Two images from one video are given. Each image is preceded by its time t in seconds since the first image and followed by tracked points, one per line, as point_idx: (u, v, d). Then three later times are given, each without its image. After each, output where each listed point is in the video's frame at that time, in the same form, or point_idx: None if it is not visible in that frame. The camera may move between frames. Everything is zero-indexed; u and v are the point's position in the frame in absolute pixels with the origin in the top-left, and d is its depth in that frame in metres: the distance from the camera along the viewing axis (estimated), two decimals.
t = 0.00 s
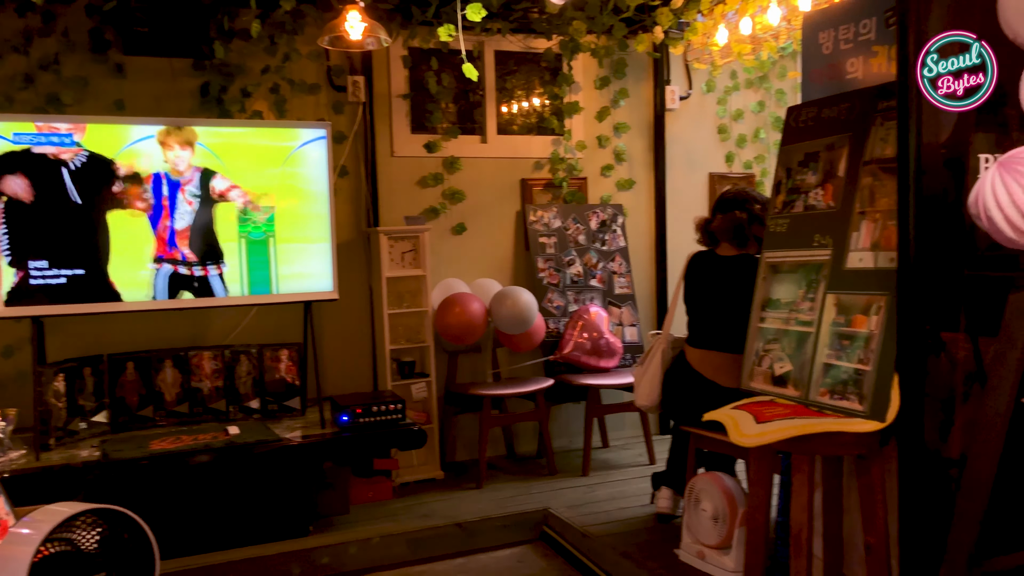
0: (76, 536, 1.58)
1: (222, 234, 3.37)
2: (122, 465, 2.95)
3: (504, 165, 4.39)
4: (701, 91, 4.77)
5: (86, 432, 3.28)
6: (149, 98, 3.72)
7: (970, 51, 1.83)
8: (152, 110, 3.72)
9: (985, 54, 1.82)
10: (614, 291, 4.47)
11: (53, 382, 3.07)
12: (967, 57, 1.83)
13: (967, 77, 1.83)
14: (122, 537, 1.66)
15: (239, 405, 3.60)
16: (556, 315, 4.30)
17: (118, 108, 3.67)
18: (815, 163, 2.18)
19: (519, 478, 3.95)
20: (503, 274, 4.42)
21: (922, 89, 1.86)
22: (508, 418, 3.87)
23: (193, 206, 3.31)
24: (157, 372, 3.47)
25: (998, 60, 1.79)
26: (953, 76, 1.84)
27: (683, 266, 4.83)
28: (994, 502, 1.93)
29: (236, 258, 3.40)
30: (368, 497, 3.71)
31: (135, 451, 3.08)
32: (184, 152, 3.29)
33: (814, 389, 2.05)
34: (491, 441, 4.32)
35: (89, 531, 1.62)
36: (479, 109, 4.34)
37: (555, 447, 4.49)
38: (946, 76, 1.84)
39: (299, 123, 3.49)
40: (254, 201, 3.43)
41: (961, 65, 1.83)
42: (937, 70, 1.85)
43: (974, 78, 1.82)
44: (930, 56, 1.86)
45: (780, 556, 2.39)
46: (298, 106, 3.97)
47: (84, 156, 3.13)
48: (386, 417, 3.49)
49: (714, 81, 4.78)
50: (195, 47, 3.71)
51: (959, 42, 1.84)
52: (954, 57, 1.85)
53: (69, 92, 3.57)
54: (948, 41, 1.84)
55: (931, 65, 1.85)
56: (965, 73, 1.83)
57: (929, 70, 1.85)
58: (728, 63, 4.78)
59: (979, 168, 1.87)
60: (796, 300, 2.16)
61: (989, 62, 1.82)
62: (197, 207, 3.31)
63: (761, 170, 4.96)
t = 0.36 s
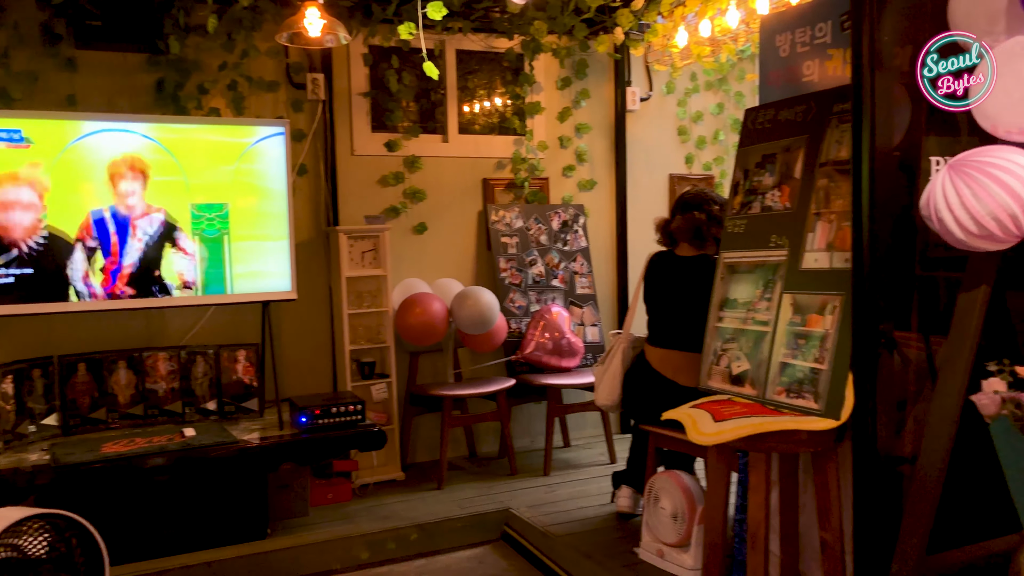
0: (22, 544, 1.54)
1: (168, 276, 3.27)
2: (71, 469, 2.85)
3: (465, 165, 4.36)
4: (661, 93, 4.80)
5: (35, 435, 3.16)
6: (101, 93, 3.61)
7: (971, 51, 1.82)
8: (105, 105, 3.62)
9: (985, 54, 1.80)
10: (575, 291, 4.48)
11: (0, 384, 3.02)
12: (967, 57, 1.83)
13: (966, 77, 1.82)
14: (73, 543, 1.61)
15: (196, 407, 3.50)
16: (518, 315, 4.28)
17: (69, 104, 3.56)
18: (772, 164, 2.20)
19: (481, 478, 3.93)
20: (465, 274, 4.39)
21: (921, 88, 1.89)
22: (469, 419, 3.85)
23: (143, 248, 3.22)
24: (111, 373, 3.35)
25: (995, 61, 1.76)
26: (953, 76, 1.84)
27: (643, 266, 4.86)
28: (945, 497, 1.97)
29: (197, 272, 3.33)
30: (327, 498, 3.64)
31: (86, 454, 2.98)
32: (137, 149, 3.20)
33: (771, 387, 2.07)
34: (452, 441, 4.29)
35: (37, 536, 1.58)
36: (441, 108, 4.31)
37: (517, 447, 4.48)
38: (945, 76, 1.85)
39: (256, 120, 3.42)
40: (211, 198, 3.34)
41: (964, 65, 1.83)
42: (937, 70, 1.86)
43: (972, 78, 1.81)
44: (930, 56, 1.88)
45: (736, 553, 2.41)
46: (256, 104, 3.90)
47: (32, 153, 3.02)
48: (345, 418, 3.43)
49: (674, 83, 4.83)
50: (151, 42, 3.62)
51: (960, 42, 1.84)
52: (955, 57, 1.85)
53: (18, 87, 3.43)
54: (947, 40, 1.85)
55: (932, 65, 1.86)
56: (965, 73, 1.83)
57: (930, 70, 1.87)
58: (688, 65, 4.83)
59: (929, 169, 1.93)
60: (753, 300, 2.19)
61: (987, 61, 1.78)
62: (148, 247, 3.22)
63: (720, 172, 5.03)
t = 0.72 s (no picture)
0: None
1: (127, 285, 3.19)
2: (17, 476, 2.73)
3: (425, 163, 4.32)
4: (620, 92, 4.83)
5: None
6: (49, 89, 3.49)
7: (970, 51, 1.77)
8: (53, 101, 3.50)
9: (986, 54, 1.75)
10: (537, 290, 4.47)
11: None
12: (967, 56, 1.78)
13: (967, 78, 1.79)
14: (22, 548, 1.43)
15: (150, 409, 3.40)
16: (479, 314, 4.26)
17: (15, 99, 3.43)
18: (728, 163, 2.22)
19: (443, 478, 3.90)
20: (426, 273, 4.35)
21: (924, 91, 1.87)
22: (430, 419, 3.81)
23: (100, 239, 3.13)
24: (61, 375, 3.24)
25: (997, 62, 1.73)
26: (953, 76, 1.81)
27: (603, 265, 4.89)
28: (899, 489, 2.01)
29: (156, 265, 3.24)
30: (286, 500, 3.56)
31: (34, 459, 2.86)
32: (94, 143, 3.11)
33: (728, 384, 2.08)
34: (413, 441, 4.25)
35: None
36: (401, 106, 4.26)
37: (478, 447, 4.46)
38: (945, 78, 1.81)
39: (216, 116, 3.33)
40: (169, 193, 3.25)
41: (965, 66, 1.79)
42: (935, 70, 1.83)
43: (973, 79, 1.78)
44: (930, 56, 1.84)
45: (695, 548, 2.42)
46: (212, 100, 3.81)
47: None
48: (304, 419, 3.36)
49: (633, 83, 4.86)
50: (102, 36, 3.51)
51: (960, 42, 1.78)
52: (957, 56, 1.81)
53: None
54: (945, 41, 1.80)
55: (932, 67, 1.84)
56: (964, 73, 1.79)
57: (931, 73, 1.84)
58: (647, 65, 4.87)
59: (883, 168, 1.97)
60: (710, 298, 2.20)
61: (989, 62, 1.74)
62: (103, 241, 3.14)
63: (679, 171, 5.08)
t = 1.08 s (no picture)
0: None
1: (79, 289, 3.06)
2: None
3: (387, 161, 4.27)
4: (582, 92, 4.85)
5: None
6: None
7: (971, 51, 1.68)
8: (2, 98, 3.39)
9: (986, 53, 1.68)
10: (500, 289, 4.46)
11: None
12: (969, 57, 1.68)
13: (965, 80, 1.69)
14: None
15: (105, 412, 3.29)
16: (442, 314, 4.25)
17: None
18: (689, 163, 2.24)
19: (406, 479, 3.86)
20: (389, 273, 4.31)
21: (920, 93, 1.71)
22: (392, 420, 3.77)
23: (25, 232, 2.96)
24: (11, 379, 3.13)
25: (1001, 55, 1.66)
26: (953, 78, 1.69)
27: (566, 264, 4.90)
28: (857, 482, 2.05)
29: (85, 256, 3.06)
30: (247, 504, 3.48)
31: None
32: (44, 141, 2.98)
33: (689, 382, 2.09)
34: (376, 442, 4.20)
35: None
36: (362, 104, 4.21)
37: (442, 447, 4.43)
38: (946, 78, 1.69)
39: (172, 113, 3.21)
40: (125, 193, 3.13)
41: (963, 67, 1.69)
42: (936, 70, 1.69)
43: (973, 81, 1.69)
44: (929, 54, 1.70)
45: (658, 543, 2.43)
46: (169, 98, 3.73)
47: None
48: (265, 422, 3.29)
49: (595, 83, 4.88)
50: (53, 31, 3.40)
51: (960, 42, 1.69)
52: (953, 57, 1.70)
53: None
54: (949, 39, 1.69)
55: (932, 67, 1.70)
56: (965, 75, 1.69)
57: (930, 75, 1.70)
58: (609, 65, 4.90)
59: (838, 168, 1.97)
60: (672, 296, 2.20)
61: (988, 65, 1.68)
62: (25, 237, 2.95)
63: (640, 171, 5.12)
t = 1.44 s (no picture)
0: None
1: (30, 288, 2.98)
2: None
3: (349, 160, 4.22)
4: (546, 92, 4.85)
5: None
6: None
7: (972, 50, 1.63)
8: None
9: (986, 50, 1.61)
10: (464, 290, 4.44)
11: None
12: (967, 57, 1.64)
13: (964, 81, 1.66)
14: None
15: (59, 416, 3.19)
16: (405, 314, 4.20)
17: None
18: (651, 163, 2.24)
19: (369, 481, 3.81)
20: (351, 273, 4.25)
21: (920, 92, 1.73)
22: (354, 421, 3.72)
23: None
24: None
25: (999, 53, 1.59)
26: (950, 79, 1.68)
27: (530, 264, 4.90)
28: (817, 479, 2.07)
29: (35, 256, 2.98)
30: (206, 507, 3.39)
31: None
32: (41, 140, 2.98)
33: (651, 381, 2.09)
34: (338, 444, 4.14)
35: None
36: (323, 103, 4.15)
37: (405, 448, 4.39)
38: (941, 81, 1.69)
39: (128, 112, 3.14)
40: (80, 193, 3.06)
41: (964, 67, 1.65)
42: (932, 74, 1.70)
43: (970, 80, 1.65)
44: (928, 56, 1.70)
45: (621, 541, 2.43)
46: (124, 94, 3.63)
47: None
48: (224, 424, 3.22)
49: (558, 83, 4.88)
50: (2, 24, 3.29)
51: (958, 42, 1.65)
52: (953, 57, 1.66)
53: None
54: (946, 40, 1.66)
55: (931, 67, 1.70)
56: (962, 75, 1.65)
57: (930, 75, 1.70)
58: (572, 66, 4.91)
59: (798, 169, 1.99)
60: (634, 296, 2.21)
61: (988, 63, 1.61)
62: None
63: (604, 172, 5.14)
